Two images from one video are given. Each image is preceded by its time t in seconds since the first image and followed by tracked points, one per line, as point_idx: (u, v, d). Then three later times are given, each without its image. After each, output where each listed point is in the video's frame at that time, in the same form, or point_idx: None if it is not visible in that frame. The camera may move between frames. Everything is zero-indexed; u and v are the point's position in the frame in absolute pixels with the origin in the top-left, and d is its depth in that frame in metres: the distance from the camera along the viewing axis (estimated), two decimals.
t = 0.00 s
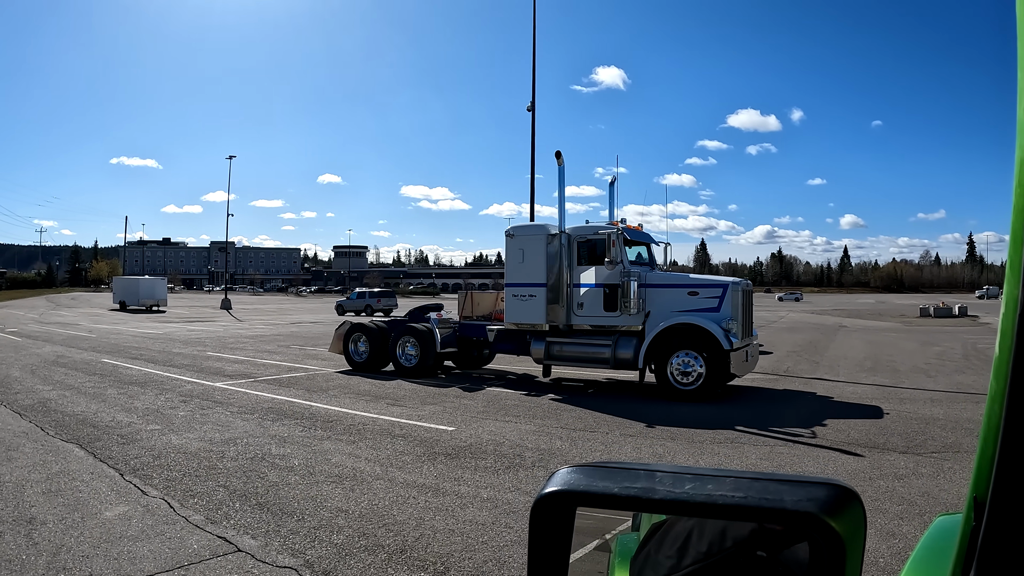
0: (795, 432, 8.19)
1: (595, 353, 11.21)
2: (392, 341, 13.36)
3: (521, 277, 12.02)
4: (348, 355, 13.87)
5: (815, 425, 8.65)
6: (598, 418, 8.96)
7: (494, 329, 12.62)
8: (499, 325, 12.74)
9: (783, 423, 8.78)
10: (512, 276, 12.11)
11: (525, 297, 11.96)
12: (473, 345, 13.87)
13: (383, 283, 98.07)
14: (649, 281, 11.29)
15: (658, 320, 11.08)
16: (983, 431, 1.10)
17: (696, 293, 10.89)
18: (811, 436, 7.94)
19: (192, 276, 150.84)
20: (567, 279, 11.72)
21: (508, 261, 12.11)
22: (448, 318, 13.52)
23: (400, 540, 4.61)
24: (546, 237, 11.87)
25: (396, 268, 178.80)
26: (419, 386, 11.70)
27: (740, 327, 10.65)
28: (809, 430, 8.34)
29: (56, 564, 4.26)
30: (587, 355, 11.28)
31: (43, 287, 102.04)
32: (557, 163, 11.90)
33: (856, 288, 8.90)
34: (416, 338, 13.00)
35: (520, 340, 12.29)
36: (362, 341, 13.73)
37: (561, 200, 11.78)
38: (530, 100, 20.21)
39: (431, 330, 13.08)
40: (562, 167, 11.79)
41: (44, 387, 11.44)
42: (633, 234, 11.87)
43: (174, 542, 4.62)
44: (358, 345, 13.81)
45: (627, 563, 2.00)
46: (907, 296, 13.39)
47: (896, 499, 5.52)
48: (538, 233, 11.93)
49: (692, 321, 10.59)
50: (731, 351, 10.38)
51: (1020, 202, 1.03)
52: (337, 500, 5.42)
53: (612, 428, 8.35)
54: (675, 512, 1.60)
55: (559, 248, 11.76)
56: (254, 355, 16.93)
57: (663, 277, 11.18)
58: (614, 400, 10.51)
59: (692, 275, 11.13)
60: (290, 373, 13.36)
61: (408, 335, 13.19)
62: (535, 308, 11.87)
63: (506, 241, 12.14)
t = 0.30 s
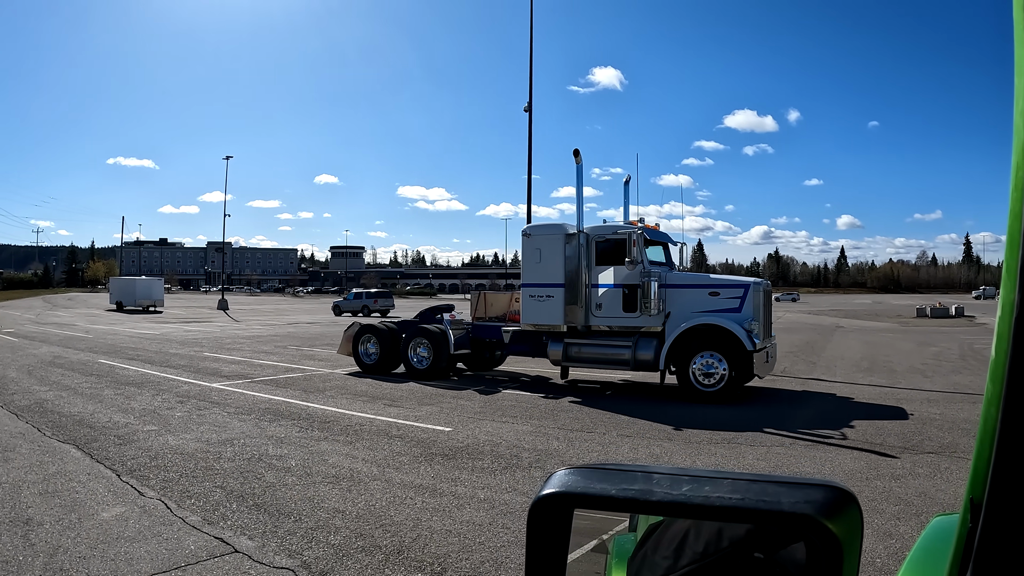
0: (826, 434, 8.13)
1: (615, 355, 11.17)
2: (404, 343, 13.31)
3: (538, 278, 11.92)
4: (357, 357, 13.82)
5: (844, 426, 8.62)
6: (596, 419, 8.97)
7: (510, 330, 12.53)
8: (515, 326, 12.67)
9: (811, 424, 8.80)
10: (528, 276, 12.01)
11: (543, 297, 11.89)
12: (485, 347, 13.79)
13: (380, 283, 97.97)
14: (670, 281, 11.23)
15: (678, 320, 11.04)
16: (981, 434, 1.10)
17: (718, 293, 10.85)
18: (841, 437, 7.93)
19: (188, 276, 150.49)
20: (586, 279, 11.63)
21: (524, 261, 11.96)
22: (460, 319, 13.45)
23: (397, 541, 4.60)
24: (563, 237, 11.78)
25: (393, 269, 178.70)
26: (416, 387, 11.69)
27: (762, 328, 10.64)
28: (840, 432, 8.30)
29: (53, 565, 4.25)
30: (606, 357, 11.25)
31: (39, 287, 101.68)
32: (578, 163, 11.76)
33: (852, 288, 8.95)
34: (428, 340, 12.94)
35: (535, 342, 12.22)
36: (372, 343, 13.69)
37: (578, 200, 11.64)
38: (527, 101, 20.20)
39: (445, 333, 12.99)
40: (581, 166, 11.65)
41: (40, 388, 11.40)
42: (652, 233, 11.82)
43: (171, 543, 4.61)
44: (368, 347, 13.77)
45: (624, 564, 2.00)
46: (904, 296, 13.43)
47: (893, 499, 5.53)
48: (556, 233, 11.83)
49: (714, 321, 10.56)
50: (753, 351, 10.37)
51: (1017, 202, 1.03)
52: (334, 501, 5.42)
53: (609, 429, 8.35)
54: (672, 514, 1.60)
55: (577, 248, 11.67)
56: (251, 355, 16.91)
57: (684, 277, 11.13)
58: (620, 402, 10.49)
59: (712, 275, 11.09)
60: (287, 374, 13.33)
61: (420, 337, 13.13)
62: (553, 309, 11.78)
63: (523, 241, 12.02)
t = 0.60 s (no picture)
0: (855, 435, 8.12)
1: (635, 357, 11.11)
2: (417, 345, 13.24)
3: (556, 278, 11.84)
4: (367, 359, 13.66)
5: (873, 427, 8.63)
6: (593, 419, 8.98)
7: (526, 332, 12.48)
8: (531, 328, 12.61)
9: (838, 424, 8.79)
10: (545, 276, 11.91)
11: (560, 298, 11.81)
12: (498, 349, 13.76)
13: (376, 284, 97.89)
14: (690, 282, 11.20)
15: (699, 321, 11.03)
16: (976, 434, 1.10)
17: (739, 293, 10.83)
18: (871, 438, 7.90)
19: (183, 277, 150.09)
20: (605, 280, 11.58)
21: (542, 261, 11.87)
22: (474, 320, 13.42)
23: (394, 541, 4.60)
24: (582, 237, 11.69)
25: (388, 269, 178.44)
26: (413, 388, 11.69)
27: (784, 328, 10.65)
28: (869, 432, 8.28)
29: (49, 567, 4.23)
30: (626, 358, 11.18)
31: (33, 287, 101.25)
32: (596, 162, 11.61)
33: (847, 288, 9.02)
34: (443, 341, 12.86)
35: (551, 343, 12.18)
36: (382, 344, 13.57)
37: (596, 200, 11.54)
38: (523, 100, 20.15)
39: (459, 334, 12.94)
40: (598, 165, 11.50)
41: (36, 388, 11.35)
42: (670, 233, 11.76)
43: (167, 544, 4.59)
44: (378, 349, 13.61)
45: (621, 565, 2.01)
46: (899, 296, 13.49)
47: (889, 499, 5.55)
48: (574, 232, 11.74)
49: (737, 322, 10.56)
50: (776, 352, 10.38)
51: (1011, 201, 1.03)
52: (330, 502, 5.41)
53: (606, 429, 8.36)
54: (668, 513, 1.61)
55: (596, 248, 11.58)
56: (246, 356, 16.85)
57: (704, 277, 11.10)
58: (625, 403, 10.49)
59: (733, 275, 11.06)
60: (284, 374, 13.30)
61: (434, 338, 13.05)
62: (572, 309, 11.71)
63: (540, 241, 11.93)
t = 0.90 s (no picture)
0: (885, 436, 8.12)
1: (655, 358, 11.05)
2: (428, 347, 13.11)
3: (574, 278, 11.76)
4: (376, 361, 13.52)
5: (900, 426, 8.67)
6: (588, 420, 9.01)
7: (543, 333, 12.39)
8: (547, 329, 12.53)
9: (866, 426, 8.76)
10: (563, 277, 11.81)
11: (579, 298, 11.73)
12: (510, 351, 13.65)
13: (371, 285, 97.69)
14: (712, 282, 11.23)
15: (721, 321, 11.05)
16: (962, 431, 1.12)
17: (761, 293, 10.85)
18: (901, 438, 7.94)
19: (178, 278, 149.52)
20: (624, 280, 11.52)
21: (559, 261, 11.76)
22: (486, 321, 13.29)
23: (390, 542, 4.60)
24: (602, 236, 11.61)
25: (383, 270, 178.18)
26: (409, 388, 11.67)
27: (805, 328, 10.71)
28: (898, 433, 8.29)
29: (45, 568, 4.21)
30: (646, 359, 11.11)
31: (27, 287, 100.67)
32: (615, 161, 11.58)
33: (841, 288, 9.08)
34: (457, 343, 12.77)
35: (568, 345, 12.10)
36: (392, 346, 13.42)
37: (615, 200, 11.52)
38: (518, 101, 20.18)
39: (473, 336, 12.82)
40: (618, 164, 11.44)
41: (30, 389, 11.27)
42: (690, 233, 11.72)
43: (163, 545, 4.57)
44: (387, 351, 13.47)
45: (615, 565, 2.02)
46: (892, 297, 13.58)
47: (884, 499, 5.58)
48: (593, 232, 11.65)
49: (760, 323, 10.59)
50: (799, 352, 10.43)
51: (996, 201, 1.05)
52: (326, 502, 5.40)
53: (601, 430, 8.37)
54: (658, 509, 1.62)
55: (615, 248, 11.52)
56: (241, 356, 16.79)
57: (726, 278, 11.13)
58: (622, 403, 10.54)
59: (754, 275, 11.08)
60: (279, 375, 13.26)
61: (447, 340, 12.96)
62: (590, 310, 11.62)
63: (557, 240, 11.82)
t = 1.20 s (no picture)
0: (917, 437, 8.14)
1: (679, 359, 11.01)
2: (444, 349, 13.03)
3: (595, 279, 11.69)
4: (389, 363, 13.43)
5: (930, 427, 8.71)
6: (584, 420, 9.02)
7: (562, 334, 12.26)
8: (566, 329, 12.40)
9: (896, 426, 8.80)
10: (583, 277, 11.73)
11: (600, 299, 11.66)
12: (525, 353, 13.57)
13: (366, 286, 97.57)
14: (735, 282, 11.22)
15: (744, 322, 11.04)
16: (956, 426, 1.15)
17: (784, 294, 10.86)
18: (934, 439, 7.97)
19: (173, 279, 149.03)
20: (647, 281, 11.46)
21: (580, 261, 11.70)
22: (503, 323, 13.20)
23: (384, 542, 4.60)
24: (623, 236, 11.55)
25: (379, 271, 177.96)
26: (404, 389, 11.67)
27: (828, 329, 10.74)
28: (929, 434, 8.32)
29: (40, 569, 4.20)
30: (669, 360, 11.05)
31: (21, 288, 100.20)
32: (636, 158, 11.50)
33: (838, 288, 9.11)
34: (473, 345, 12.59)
35: (588, 347, 12.03)
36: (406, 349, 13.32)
37: (637, 199, 11.45)
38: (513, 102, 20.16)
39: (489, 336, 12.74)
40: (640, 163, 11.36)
41: (24, 390, 11.22)
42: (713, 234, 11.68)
43: (158, 546, 4.56)
44: (401, 353, 13.39)
45: (611, 565, 2.02)
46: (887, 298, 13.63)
47: (879, 499, 5.60)
48: (615, 232, 11.58)
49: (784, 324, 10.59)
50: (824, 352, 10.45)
51: (989, 198, 1.08)
52: (321, 503, 5.40)
53: (596, 430, 8.39)
54: (654, 504, 1.62)
55: (637, 248, 11.45)
56: (236, 357, 16.76)
57: (749, 278, 11.13)
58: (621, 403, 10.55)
59: (777, 275, 11.09)
60: (274, 376, 13.24)
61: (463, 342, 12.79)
62: (611, 311, 11.56)
63: (578, 240, 11.76)
